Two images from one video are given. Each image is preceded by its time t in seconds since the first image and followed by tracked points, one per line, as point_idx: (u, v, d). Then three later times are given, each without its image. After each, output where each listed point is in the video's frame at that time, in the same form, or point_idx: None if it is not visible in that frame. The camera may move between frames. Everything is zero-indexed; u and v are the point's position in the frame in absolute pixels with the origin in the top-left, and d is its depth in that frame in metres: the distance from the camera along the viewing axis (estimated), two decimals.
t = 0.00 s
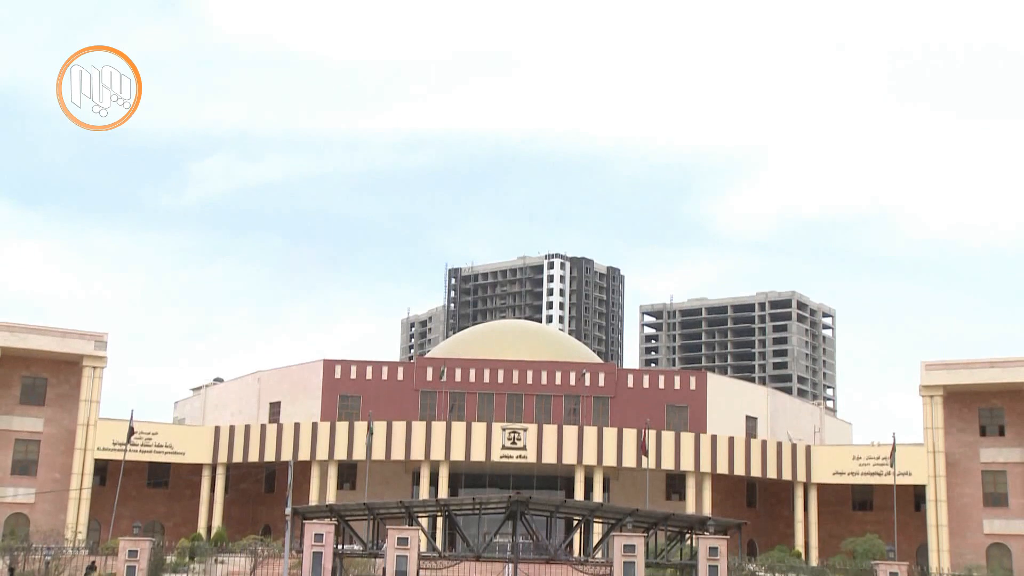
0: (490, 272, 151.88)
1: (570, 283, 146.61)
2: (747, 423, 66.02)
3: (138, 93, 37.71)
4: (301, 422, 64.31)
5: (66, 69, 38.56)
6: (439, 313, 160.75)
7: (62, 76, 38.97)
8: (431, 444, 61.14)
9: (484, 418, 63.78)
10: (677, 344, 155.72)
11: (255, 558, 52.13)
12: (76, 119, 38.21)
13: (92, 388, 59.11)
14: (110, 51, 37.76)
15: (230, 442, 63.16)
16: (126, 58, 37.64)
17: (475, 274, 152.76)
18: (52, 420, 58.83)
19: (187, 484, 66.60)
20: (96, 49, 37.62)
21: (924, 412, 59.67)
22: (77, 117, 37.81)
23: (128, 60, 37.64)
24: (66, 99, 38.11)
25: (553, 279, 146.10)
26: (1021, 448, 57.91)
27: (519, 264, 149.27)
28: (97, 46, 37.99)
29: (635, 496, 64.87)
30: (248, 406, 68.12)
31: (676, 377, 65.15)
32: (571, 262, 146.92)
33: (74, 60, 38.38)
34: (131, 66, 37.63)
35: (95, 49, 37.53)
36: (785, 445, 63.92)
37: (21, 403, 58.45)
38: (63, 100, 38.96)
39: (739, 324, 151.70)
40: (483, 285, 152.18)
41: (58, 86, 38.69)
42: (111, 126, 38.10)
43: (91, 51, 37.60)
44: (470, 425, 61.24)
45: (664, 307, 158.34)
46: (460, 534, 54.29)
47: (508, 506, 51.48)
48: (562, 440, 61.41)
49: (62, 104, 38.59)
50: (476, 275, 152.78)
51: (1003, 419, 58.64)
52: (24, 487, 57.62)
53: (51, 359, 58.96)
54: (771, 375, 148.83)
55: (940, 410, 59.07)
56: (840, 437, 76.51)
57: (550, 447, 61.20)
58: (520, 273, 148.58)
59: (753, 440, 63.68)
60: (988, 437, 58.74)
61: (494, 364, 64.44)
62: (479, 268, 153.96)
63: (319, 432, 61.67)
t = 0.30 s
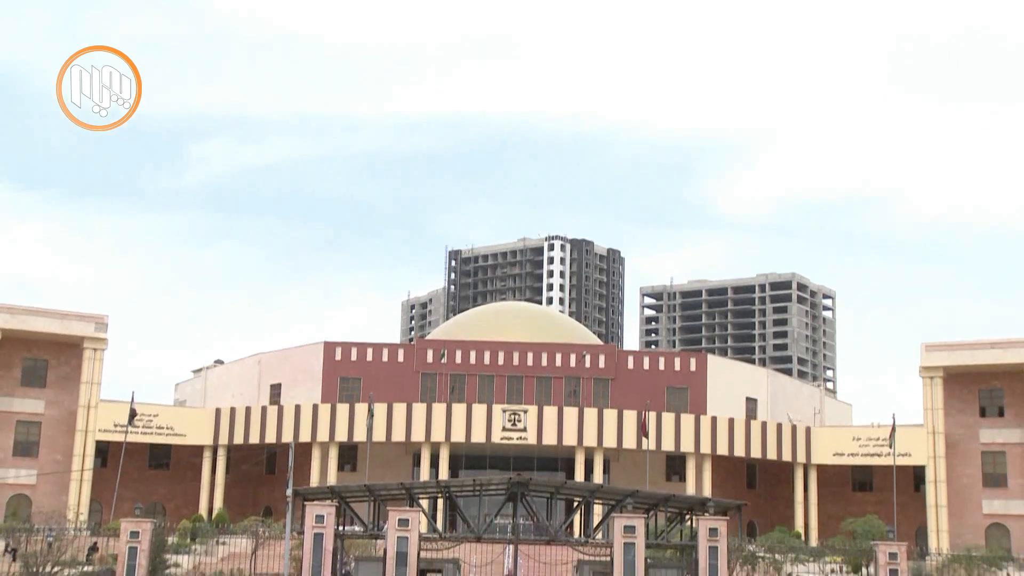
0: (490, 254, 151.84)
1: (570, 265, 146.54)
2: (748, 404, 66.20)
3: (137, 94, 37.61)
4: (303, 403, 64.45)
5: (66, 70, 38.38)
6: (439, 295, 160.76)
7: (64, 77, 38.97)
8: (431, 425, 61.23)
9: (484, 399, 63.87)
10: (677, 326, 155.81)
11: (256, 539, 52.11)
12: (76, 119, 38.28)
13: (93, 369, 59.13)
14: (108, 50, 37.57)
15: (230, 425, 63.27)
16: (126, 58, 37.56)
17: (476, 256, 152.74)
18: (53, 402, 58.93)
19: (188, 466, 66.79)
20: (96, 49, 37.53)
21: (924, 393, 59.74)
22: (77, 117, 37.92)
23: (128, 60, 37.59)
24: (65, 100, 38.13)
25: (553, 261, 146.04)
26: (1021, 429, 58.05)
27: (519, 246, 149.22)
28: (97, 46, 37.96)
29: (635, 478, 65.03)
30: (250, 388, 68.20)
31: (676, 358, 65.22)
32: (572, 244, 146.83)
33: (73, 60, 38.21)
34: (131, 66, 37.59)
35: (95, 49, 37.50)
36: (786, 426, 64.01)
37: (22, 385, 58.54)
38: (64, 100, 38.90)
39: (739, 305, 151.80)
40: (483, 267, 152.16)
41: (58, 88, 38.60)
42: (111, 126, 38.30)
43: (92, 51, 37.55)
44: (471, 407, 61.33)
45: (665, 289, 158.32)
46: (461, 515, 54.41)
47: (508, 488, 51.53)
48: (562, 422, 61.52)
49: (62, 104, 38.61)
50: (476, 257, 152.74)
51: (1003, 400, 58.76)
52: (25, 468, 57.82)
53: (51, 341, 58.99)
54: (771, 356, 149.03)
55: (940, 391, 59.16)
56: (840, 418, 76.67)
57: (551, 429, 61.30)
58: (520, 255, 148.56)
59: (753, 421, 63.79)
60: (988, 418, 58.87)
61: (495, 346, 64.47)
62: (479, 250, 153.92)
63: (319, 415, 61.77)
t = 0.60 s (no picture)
0: (491, 237, 151.80)
1: (570, 247, 146.44)
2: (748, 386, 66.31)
3: (138, 94, 37.71)
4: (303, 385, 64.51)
5: (65, 68, 38.32)
6: (439, 278, 160.77)
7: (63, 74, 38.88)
8: (432, 407, 61.31)
9: (485, 381, 63.94)
10: (677, 308, 155.98)
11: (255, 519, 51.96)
12: (76, 119, 38.24)
13: (93, 351, 59.13)
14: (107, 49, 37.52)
15: (231, 407, 63.34)
16: (126, 58, 37.56)
17: (476, 238, 152.67)
18: (54, 384, 58.99)
19: (189, 448, 66.95)
20: (95, 49, 37.47)
21: (924, 374, 59.80)
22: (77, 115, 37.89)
23: (128, 60, 37.59)
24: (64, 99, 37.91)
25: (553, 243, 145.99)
26: (1020, 409, 58.17)
27: (519, 228, 149.16)
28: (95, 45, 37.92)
29: (636, 459, 65.16)
30: (250, 370, 68.28)
31: (676, 340, 65.30)
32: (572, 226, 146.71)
33: (73, 59, 38.17)
34: (132, 67, 37.65)
35: (94, 49, 37.43)
36: (786, 408, 64.12)
37: (23, 367, 58.62)
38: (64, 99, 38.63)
39: (739, 288, 151.86)
40: (483, 249, 152.12)
41: (57, 87, 38.16)
42: (111, 126, 38.44)
43: (91, 51, 37.44)
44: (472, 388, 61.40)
45: (665, 271, 158.31)
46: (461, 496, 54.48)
47: (509, 470, 51.59)
48: (562, 404, 61.61)
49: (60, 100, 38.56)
50: (477, 239, 152.69)
51: (1003, 381, 58.87)
52: (27, 450, 57.94)
53: (52, 323, 58.99)
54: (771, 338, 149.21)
55: (940, 372, 59.23)
56: (840, 399, 76.80)
57: (551, 411, 61.38)
58: (520, 238, 148.51)
59: (753, 403, 63.89)
60: (987, 399, 58.97)
61: (495, 328, 64.50)
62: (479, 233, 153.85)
63: (320, 396, 61.84)
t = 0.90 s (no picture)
0: (491, 218, 151.69)
1: (571, 229, 146.35)
2: (748, 367, 66.41)
3: (138, 95, 35.21)
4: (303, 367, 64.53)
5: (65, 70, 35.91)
6: (439, 260, 160.67)
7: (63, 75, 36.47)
8: (432, 389, 61.38)
9: (485, 362, 63.99)
10: (677, 289, 156.04)
11: (256, 500, 51.93)
12: (74, 119, 35.79)
13: (94, 333, 59.15)
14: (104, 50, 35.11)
15: (232, 387, 63.39)
16: (126, 58, 35.16)
17: (476, 220, 152.51)
18: (54, 366, 59.04)
19: (190, 429, 67.06)
20: (93, 48, 35.09)
21: (924, 355, 59.88)
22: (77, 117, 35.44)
23: (128, 59, 35.20)
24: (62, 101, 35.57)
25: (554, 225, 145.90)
26: (1020, 390, 58.26)
27: (520, 210, 149.05)
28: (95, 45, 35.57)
29: (635, 440, 65.33)
30: (250, 352, 68.35)
31: (676, 322, 65.38)
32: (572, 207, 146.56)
33: (73, 59, 35.82)
34: (132, 66, 35.19)
35: (93, 48, 35.03)
36: (786, 389, 64.22)
37: (24, 348, 58.64)
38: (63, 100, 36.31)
39: (739, 269, 151.93)
40: (484, 231, 152.01)
41: (58, 87, 36.01)
42: (109, 127, 35.90)
43: (88, 50, 34.96)
44: (472, 370, 61.45)
45: (666, 252, 158.29)
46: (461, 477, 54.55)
47: (510, 451, 51.66)
48: (563, 385, 61.68)
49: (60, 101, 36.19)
50: (477, 221, 152.53)
51: (1003, 361, 58.92)
52: (28, 431, 58.02)
53: (51, 305, 58.96)
54: (771, 319, 149.42)
55: (940, 353, 59.29)
56: (840, 380, 76.97)
57: (552, 392, 61.46)
58: (521, 219, 148.39)
59: (754, 384, 63.98)
60: (987, 379, 59.05)
61: (496, 310, 64.49)
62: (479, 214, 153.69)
63: (320, 378, 61.89)
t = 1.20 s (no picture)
0: (491, 199, 151.61)
1: (571, 209, 146.29)
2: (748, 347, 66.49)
3: (138, 95, 35.96)
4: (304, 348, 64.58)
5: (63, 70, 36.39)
6: (439, 240, 160.62)
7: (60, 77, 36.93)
8: (432, 369, 61.42)
9: (485, 343, 64.02)
10: (677, 269, 155.73)
11: (256, 480, 51.90)
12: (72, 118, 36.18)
13: (94, 313, 59.15)
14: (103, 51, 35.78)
15: (233, 366, 63.46)
16: (126, 58, 35.94)
17: (476, 200, 152.41)
18: (55, 346, 59.07)
19: (190, 409, 67.17)
20: (91, 49, 35.67)
21: (925, 335, 59.91)
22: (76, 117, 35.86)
23: (128, 60, 35.99)
24: (63, 100, 36.02)
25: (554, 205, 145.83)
26: (1020, 369, 58.36)
27: (520, 190, 148.96)
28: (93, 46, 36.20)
29: (635, 420, 65.48)
30: (250, 333, 68.39)
31: (677, 302, 65.42)
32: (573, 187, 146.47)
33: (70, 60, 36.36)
34: (132, 66, 35.98)
35: (92, 49, 35.60)
36: (785, 369, 64.30)
37: (24, 329, 58.64)
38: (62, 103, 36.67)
39: (739, 249, 151.94)
40: (484, 211, 151.93)
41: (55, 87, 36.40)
42: (111, 127, 36.44)
43: (85, 52, 35.51)
44: (473, 350, 61.48)
45: (665, 233, 158.21)
46: (461, 457, 54.63)
47: (511, 431, 51.69)
48: (563, 365, 61.75)
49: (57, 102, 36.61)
50: (477, 201, 152.43)
51: (1003, 341, 58.99)
52: (29, 412, 58.11)
53: (51, 285, 58.91)
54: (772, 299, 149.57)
55: (940, 333, 59.32)
56: (840, 360, 77.09)
57: (552, 372, 61.53)
58: (521, 199, 148.31)
59: (753, 364, 64.06)
60: (987, 359, 59.16)
61: (497, 291, 64.48)
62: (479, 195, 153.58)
63: (321, 359, 61.91)
